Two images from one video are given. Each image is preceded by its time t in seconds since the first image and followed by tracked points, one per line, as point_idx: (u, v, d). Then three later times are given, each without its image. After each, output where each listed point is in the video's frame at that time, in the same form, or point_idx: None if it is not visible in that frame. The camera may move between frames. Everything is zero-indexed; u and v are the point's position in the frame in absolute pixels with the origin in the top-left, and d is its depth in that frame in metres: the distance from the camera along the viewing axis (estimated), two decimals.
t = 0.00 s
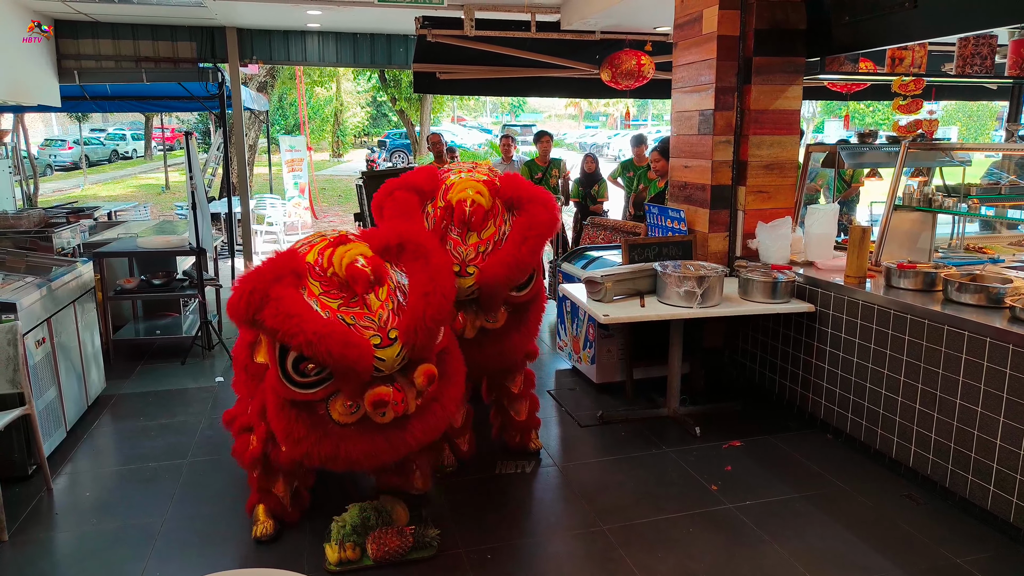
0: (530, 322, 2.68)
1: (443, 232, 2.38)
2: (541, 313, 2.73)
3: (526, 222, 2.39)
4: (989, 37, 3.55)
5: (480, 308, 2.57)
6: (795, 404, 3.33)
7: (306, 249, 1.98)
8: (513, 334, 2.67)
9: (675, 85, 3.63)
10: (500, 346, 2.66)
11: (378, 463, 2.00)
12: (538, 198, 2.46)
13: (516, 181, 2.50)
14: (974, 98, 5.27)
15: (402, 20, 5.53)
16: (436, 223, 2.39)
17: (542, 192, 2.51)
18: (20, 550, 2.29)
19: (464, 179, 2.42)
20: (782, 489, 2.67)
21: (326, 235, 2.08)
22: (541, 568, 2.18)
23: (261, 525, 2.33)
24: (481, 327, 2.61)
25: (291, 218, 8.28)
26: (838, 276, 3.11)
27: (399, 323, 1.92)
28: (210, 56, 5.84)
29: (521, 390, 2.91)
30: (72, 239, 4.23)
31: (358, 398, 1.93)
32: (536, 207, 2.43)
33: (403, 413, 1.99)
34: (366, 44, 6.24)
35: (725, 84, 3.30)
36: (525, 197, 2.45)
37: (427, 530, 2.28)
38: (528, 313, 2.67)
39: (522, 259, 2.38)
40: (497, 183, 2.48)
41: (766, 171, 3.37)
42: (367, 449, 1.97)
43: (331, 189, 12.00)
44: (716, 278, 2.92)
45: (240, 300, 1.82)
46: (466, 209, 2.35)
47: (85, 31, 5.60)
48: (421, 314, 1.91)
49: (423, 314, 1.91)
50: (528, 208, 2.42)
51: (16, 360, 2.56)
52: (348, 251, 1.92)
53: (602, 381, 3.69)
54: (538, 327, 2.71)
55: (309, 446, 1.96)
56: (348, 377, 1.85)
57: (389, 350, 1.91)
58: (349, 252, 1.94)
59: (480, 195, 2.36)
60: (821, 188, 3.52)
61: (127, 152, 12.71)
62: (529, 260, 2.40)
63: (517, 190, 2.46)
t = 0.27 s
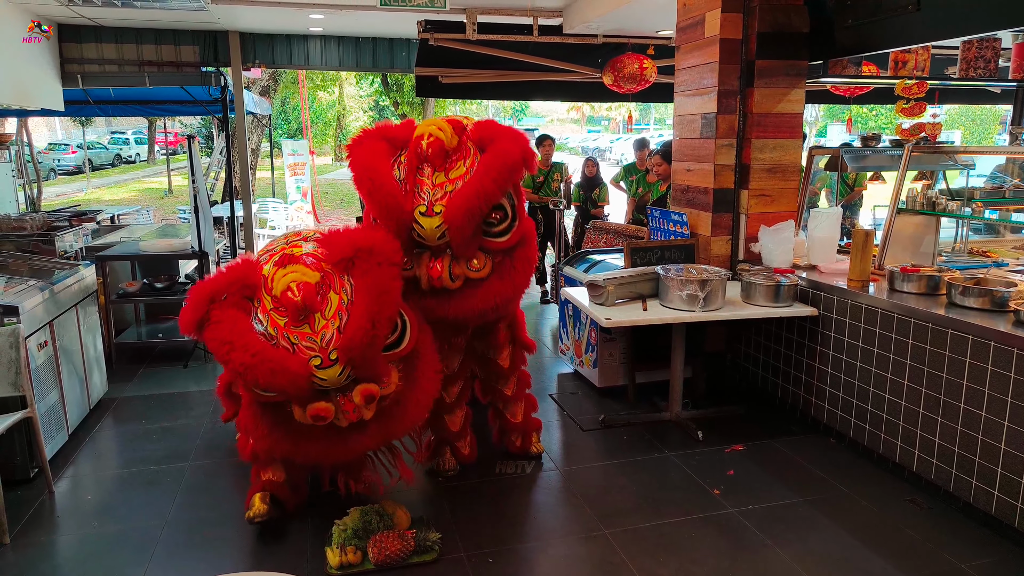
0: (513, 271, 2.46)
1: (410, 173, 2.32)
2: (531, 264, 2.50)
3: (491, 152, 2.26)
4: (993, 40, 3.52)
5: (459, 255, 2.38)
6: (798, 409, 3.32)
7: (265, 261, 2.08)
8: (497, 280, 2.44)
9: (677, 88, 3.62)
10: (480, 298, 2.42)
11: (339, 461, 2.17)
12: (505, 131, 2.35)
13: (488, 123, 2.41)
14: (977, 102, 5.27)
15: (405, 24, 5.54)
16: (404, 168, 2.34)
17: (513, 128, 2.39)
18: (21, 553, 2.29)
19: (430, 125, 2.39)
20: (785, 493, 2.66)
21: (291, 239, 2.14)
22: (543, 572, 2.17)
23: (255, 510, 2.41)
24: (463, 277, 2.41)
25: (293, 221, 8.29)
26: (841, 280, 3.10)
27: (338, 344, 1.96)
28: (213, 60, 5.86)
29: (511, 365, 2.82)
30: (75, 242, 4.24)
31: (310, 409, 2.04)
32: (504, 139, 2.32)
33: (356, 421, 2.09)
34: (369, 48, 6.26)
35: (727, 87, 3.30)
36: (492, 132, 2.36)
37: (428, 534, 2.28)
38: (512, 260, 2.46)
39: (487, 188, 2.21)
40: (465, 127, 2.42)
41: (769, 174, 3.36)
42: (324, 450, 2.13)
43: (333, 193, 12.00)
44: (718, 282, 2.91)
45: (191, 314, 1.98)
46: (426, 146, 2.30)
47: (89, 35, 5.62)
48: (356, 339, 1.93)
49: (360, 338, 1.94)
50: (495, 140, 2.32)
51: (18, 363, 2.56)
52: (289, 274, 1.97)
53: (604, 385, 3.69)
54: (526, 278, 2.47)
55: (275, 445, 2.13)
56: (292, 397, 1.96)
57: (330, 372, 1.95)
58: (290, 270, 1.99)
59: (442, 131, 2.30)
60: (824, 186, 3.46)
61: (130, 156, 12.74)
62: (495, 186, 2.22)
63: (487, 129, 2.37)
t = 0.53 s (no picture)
0: (528, 248, 2.49)
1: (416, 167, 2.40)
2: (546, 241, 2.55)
3: (492, 132, 2.33)
4: (1000, 41, 3.49)
5: (472, 241, 2.44)
6: (802, 412, 3.30)
7: (237, 279, 2.29)
8: (512, 262, 2.48)
9: (682, 90, 3.61)
10: (499, 277, 2.46)
11: (292, 460, 2.45)
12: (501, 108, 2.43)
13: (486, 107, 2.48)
14: (983, 104, 5.25)
15: (409, 26, 5.55)
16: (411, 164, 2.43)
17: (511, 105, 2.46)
18: (24, 554, 2.28)
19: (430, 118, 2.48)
20: (791, 497, 2.64)
21: (265, 263, 2.35)
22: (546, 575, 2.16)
23: (206, 488, 2.60)
24: (480, 263, 2.46)
25: (297, 223, 8.30)
26: (847, 282, 3.08)
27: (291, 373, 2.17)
28: (217, 62, 5.86)
29: (522, 366, 2.82)
30: (80, 243, 4.24)
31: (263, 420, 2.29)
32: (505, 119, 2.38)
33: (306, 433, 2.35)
34: (373, 50, 6.26)
35: (733, 89, 3.29)
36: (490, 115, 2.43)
37: (432, 535, 2.28)
38: (525, 240, 2.51)
39: (494, 167, 2.27)
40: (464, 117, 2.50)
41: (774, 176, 3.35)
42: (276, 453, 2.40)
43: (337, 195, 12.01)
44: (723, 284, 2.90)
45: (163, 330, 2.19)
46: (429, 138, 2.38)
47: (94, 37, 5.63)
48: (308, 375, 2.11)
49: (314, 376, 2.12)
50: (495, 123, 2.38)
51: (24, 363, 2.57)
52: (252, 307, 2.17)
53: (608, 388, 3.67)
54: (543, 254, 2.51)
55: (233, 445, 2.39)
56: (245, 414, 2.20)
57: (280, 396, 2.19)
58: (252, 300, 2.20)
59: (444, 124, 2.40)
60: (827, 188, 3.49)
61: (135, 158, 12.76)
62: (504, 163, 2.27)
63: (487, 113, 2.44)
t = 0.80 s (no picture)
0: (571, 307, 2.59)
1: (476, 216, 2.46)
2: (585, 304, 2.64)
3: (556, 202, 2.41)
4: None
5: (520, 294, 2.51)
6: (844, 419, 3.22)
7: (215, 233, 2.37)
8: (554, 322, 2.56)
9: (720, 89, 3.55)
10: (543, 329, 2.55)
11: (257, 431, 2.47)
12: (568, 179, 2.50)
13: (550, 171, 2.55)
14: None
15: (445, 28, 5.58)
16: (470, 211, 2.47)
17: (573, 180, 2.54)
18: (72, 541, 2.37)
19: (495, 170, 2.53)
20: (830, 505, 2.58)
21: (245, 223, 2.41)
22: None
23: (213, 470, 2.77)
24: (525, 315, 2.53)
25: (334, 223, 8.43)
26: (891, 286, 2.99)
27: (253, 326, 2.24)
28: (258, 66, 5.98)
29: (559, 376, 2.87)
30: (127, 242, 4.37)
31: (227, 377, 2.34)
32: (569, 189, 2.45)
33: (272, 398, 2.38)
34: (410, 51, 6.32)
35: (773, 88, 3.22)
36: (555, 179, 2.49)
37: (465, 534, 2.29)
38: (570, 297, 2.59)
39: (555, 237, 2.37)
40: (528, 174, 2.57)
41: (815, 177, 3.27)
42: (239, 417, 2.43)
43: (373, 196, 12.16)
44: (762, 286, 2.84)
45: (141, 274, 2.29)
46: (496, 189, 2.43)
47: (141, 42, 5.80)
48: (269, 327, 2.19)
49: (273, 326, 2.19)
50: (560, 190, 2.44)
51: (76, 356, 2.66)
52: (220, 254, 2.23)
53: (642, 391, 3.64)
54: (581, 316, 2.61)
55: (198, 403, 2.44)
56: (207, 362, 2.26)
57: (241, 348, 2.23)
58: (221, 248, 2.26)
59: (510, 181, 2.44)
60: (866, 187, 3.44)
61: (180, 159, 13.12)
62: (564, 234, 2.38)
63: (553, 176, 2.50)
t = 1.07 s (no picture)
0: (627, 180, 2.37)
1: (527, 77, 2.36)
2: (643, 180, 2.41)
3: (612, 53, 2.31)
4: None
5: (577, 159, 2.32)
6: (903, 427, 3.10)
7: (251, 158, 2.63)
8: (615, 191, 2.34)
9: (776, 87, 3.48)
10: (600, 202, 2.31)
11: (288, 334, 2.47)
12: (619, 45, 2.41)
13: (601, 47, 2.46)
14: None
15: (497, 28, 5.62)
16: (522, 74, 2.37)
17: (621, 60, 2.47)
18: (134, 523, 2.49)
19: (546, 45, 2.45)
20: (885, 516, 2.50)
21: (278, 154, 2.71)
22: None
23: (265, 460, 2.86)
24: (581, 185, 2.32)
25: (386, 222, 8.58)
26: (955, 291, 2.87)
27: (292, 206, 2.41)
28: (315, 67, 6.15)
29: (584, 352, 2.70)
30: (189, 238, 4.55)
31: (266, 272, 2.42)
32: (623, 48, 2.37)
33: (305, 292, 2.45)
34: (462, 51, 6.38)
35: (831, 86, 3.13)
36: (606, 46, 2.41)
37: (507, 531, 2.30)
38: (626, 172, 2.39)
39: (612, 78, 2.24)
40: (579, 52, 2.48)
41: (875, 177, 3.17)
42: (270, 319, 2.46)
43: (425, 196, 12.32)
44: (816, 289, 2.77)
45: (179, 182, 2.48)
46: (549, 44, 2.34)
47: (206, 46, 6.03)
48: (307, 193, 2.36)
49: (309, 192, 2.36)
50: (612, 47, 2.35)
51: (137, 346, 2.79)
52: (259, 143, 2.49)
53: (691, 394, 3.59)
54: (643, 191, 2.37)
55: (231, 317, 2.49)
56: (248, 241, 2.40)
57: (280, 224, 2.40)
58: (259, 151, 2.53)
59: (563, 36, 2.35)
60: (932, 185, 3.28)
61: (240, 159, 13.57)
62: (623, 79, 2.23)
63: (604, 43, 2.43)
